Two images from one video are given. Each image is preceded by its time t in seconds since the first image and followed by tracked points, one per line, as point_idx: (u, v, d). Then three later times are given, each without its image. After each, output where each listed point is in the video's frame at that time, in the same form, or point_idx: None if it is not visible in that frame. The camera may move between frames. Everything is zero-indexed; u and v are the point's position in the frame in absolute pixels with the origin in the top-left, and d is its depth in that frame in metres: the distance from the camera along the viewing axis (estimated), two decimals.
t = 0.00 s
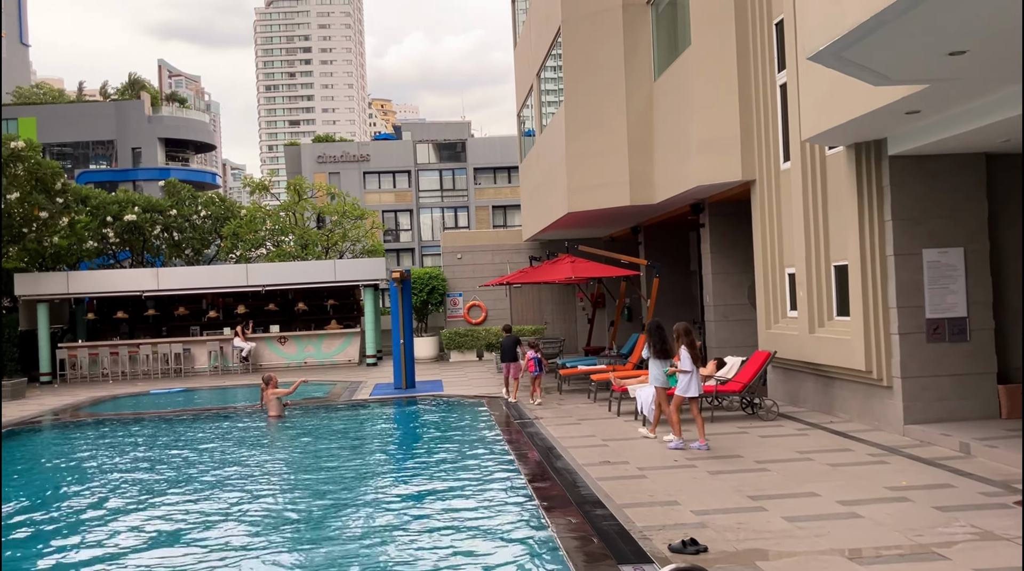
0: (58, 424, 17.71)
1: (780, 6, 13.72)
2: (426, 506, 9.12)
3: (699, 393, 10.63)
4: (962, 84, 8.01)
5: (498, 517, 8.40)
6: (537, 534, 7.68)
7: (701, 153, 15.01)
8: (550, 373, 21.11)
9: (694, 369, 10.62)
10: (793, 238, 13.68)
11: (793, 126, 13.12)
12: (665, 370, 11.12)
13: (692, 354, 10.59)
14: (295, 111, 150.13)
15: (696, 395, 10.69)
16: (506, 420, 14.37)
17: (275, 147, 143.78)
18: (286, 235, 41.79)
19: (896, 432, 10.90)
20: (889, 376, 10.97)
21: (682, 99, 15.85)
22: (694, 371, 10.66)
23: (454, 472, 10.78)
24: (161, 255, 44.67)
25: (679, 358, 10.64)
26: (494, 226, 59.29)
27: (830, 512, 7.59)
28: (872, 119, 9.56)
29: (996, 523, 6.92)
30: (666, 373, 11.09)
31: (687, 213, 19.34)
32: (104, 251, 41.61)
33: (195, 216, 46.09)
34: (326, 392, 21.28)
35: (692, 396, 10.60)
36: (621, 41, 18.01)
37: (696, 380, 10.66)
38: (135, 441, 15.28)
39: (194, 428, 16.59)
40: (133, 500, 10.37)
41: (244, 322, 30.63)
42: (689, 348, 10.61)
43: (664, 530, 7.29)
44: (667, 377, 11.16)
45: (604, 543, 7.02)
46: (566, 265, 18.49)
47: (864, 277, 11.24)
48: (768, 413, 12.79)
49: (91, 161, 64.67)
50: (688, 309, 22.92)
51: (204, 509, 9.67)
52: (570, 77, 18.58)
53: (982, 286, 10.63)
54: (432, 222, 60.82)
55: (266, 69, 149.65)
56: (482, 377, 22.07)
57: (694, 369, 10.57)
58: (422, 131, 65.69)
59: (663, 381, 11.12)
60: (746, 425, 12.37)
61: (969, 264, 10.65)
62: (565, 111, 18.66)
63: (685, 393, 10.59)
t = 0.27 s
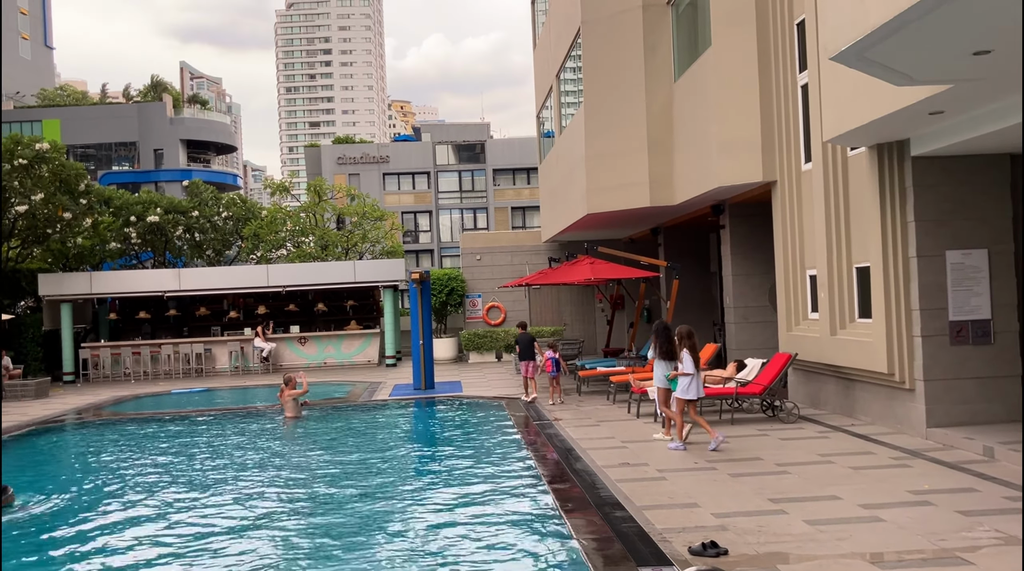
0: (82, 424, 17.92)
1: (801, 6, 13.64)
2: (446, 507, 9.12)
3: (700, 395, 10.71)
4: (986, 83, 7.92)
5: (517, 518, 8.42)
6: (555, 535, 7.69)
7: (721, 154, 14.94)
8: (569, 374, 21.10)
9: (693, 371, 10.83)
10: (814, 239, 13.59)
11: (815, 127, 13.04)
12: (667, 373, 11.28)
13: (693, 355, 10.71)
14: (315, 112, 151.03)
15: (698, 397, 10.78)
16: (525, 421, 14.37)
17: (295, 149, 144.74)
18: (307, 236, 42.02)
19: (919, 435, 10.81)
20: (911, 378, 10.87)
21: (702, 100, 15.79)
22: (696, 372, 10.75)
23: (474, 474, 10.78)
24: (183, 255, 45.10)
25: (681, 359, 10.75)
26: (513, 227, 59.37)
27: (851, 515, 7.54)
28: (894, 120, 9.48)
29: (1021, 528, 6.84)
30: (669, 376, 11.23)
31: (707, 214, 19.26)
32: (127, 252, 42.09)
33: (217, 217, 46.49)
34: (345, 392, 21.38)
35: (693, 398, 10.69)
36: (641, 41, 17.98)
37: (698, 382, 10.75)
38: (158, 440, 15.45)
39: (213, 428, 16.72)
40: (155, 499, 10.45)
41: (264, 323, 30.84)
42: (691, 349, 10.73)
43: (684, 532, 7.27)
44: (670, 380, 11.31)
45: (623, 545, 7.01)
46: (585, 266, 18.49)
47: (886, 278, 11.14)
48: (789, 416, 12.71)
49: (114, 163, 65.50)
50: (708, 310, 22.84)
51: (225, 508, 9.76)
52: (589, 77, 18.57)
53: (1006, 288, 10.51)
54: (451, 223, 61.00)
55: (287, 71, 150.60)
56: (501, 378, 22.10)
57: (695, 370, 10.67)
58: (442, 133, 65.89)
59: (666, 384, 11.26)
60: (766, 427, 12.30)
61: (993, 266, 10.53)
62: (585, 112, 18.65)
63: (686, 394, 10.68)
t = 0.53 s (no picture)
0: (105, 422, 18.15)
1: (822, 6, 13.57)
2: (465, 508, 9.15)
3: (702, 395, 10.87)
4: (1010, 83, 7.85)
5: (535, 519, 8.45)
6: (574, 537, 7.69)
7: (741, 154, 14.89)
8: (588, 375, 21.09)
9: (695, 370, 10.79)
10: (835, 240, 13.52)
11: (836, 127, 12.97)
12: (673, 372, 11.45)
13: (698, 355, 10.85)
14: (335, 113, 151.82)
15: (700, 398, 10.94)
16: (544, 422, 14.41)
17: (316, 149, 145.63)
18: (327, 236, 42.26)
19: (940, 437, 10.72)
20: (933, 380, 10.79)
21: (722, 100, 15.75)
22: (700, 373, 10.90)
23: (492, 474, 10.80)
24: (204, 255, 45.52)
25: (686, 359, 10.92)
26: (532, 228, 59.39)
27: (872, 517, 7.50)
28: (916, 119, 9.41)
29: None
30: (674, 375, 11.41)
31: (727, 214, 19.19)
32: (149, 252, 42.53)
33: (238, 218, 46.90)
34: (365, 392, 21.49)
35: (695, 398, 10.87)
36: (661, 41, 17.94)
37: (701, 383, 10.90)
38: (181, 439, 15.64)
39: (234, 427, 16.88)
40: (176, 498, 10.52)
41: (284, 323, 31.05)
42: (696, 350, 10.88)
43: (703, 534, 7.26)
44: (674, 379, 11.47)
45: (643, 547, 7.00)
46: (604, 267, 18.48)
47: (907, 279, 11.07)
48: (810, 417, 12.65)
49: (136, 164, 66.29)
50: (727, 311, 22.82)
51: (245, 507, 9.87)
52: (608, 78, 18.56)
53: None
54: (470, 224, 61.13)
55: (307, 73, 151.51)
56: (520, 379, 22.12)
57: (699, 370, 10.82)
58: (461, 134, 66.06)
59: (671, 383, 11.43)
60: (786, 429, 12.26)
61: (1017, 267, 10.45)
62: (605, 112, 18.66)
63: (688, 394, 10.86)
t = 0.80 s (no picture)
0: (135, 420, 18.43)
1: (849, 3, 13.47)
2: (487, 508, 9.14)
3: (712, 395, 10.98)
4: None
5: (560, 518, 8.47)
6: (599, 537, 7.70)
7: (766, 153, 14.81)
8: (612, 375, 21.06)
9: (705, 373, 11.02)
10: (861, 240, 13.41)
11: (862, 126, 12.87)
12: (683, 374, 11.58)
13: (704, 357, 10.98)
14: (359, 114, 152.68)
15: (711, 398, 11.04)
16: (568, 422, 14.41)
17: (340, 150, 146.60)
18: (352, 237, 42.55)
19: (970, 439, 10.60)
20: (962, 382, 10.67)
21: (747, 99, 15.68)
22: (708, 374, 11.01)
23: (515, 474, 10.78)
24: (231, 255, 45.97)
25: (693, 360, 11.04)
26: (556, 227, 59.35)
27: (900, 520, 7.44)
28: (945, 118, 9.31)
29: None
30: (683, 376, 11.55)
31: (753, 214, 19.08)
32: (177, 252, 43.06)
33: (265, 218, 47.34)
34: (390, 391, 21.61)
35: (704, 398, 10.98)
36: (686, 40, 17.88)
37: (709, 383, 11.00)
38: (209, 437, 15.84)
39: (260, 425, 17.06)
40: (200, 498, 10.57)
41: (310, 322, 31.29)
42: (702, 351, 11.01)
43: (729, 535, 7.24)
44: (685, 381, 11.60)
45: (668, 547, 7.00)
46: (628, 267, 18.45)
47: (935, 280, 10.95)
48: (836, 419, 12.56)
49: (163, 165, 67.18)
50: (753, 312, 22.93)
51: (271, 505, 9.98)
52: (632, 77, 18.54)
53: None
54: (493, 224, 61.22)
55: (332, 73, 152.55)
56: (543, 378, 22.14)
57: (706, 371, 10.93)
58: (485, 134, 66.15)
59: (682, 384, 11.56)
60: (812, 430, 12.18)
61: None
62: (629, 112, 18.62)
63: (697, 395, 10.99)
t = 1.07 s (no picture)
0: (166, 418, 18.70)
1: None
2: (512, 509, 9.11)
3: (720, 394, 11.12)
4: None
5: (587, 518, 8.47)
6: (627, 537, 7.69)
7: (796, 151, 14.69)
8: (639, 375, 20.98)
9: (713, 369, 11.15)
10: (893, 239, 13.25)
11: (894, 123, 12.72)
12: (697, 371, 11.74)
13: (715, 355, 11.10)
14: (386, 114, 153.47)
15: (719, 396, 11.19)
16: (595, 422, 14.39)
17: (367, 150, 147.34)
18: (379, 236, 42.80)
19: (1004, 441, 10.45)
20: (997, 383, 10.51)
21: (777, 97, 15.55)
22: (718, 373, 11.13)
23: (540, 475, 10.74)
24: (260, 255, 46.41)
25: (704, 357, 11.19)
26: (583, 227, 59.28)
27: (933, 522, 7.35)
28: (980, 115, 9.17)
29: None
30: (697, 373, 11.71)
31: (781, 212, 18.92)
32: (207, 251, 43.60)
33: (294, 218, 47.73)
34: (417, 390, 21.71)
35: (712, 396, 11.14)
36: (714, 37, 17.75)
37: (719, 382, 11.13)
38: (240, 435, 16.03)
39: (289, 424, 17.21)
40: (228, 497, 10.63)
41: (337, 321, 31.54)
42: (714, 350, 11.12)
43: (759, 536, 7.21)
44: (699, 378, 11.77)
45: (697, 548, 6.97)
46: (656, 266, 18.37)
47: (969, 279, 10.80)
48: (867, 419, 12.43)
49: (193, 165, 68.07)
50: (781, 311, 22.69)
51: (300, 502, 10.09)
52: (660, 75, 18.49)
53: None
54: (520, 223, 61.27)
55: (359, 74, 153.51)
56: (570, 378, 22.13)
57: (716, 370, 11.06)
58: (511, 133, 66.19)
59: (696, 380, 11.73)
60: (843, 430, 12.07)
61: None
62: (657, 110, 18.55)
63: (706, 392, 11.17)
